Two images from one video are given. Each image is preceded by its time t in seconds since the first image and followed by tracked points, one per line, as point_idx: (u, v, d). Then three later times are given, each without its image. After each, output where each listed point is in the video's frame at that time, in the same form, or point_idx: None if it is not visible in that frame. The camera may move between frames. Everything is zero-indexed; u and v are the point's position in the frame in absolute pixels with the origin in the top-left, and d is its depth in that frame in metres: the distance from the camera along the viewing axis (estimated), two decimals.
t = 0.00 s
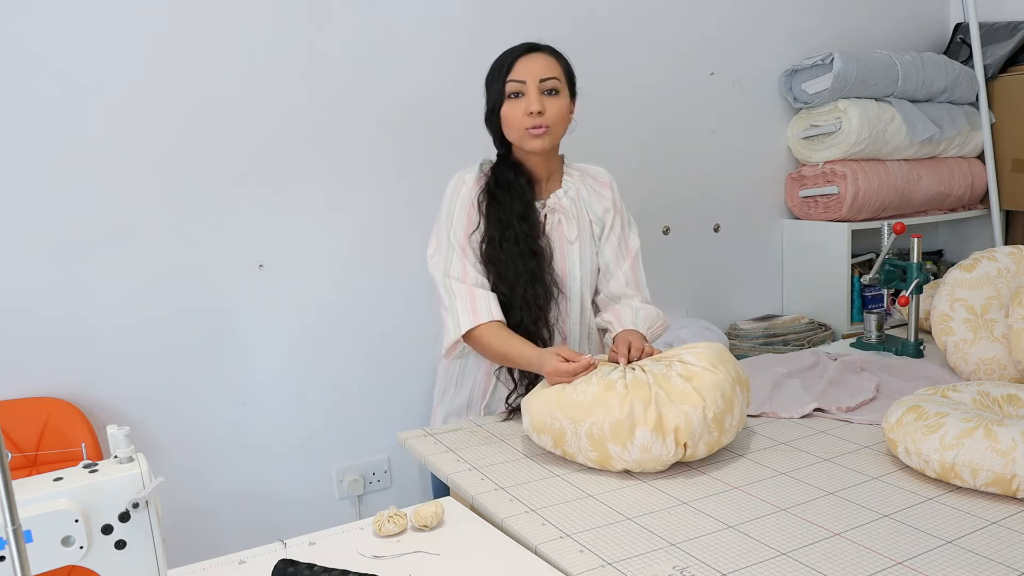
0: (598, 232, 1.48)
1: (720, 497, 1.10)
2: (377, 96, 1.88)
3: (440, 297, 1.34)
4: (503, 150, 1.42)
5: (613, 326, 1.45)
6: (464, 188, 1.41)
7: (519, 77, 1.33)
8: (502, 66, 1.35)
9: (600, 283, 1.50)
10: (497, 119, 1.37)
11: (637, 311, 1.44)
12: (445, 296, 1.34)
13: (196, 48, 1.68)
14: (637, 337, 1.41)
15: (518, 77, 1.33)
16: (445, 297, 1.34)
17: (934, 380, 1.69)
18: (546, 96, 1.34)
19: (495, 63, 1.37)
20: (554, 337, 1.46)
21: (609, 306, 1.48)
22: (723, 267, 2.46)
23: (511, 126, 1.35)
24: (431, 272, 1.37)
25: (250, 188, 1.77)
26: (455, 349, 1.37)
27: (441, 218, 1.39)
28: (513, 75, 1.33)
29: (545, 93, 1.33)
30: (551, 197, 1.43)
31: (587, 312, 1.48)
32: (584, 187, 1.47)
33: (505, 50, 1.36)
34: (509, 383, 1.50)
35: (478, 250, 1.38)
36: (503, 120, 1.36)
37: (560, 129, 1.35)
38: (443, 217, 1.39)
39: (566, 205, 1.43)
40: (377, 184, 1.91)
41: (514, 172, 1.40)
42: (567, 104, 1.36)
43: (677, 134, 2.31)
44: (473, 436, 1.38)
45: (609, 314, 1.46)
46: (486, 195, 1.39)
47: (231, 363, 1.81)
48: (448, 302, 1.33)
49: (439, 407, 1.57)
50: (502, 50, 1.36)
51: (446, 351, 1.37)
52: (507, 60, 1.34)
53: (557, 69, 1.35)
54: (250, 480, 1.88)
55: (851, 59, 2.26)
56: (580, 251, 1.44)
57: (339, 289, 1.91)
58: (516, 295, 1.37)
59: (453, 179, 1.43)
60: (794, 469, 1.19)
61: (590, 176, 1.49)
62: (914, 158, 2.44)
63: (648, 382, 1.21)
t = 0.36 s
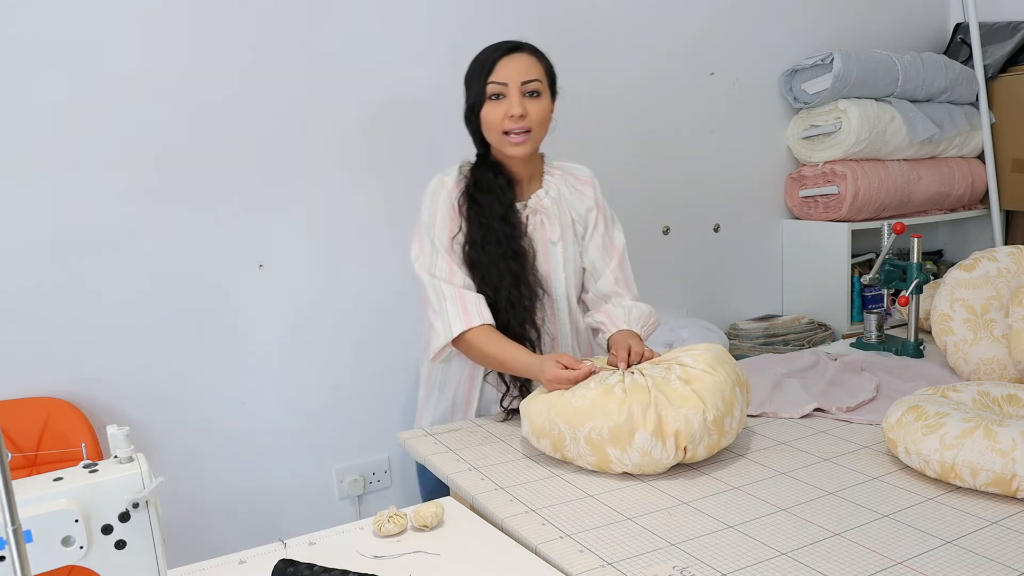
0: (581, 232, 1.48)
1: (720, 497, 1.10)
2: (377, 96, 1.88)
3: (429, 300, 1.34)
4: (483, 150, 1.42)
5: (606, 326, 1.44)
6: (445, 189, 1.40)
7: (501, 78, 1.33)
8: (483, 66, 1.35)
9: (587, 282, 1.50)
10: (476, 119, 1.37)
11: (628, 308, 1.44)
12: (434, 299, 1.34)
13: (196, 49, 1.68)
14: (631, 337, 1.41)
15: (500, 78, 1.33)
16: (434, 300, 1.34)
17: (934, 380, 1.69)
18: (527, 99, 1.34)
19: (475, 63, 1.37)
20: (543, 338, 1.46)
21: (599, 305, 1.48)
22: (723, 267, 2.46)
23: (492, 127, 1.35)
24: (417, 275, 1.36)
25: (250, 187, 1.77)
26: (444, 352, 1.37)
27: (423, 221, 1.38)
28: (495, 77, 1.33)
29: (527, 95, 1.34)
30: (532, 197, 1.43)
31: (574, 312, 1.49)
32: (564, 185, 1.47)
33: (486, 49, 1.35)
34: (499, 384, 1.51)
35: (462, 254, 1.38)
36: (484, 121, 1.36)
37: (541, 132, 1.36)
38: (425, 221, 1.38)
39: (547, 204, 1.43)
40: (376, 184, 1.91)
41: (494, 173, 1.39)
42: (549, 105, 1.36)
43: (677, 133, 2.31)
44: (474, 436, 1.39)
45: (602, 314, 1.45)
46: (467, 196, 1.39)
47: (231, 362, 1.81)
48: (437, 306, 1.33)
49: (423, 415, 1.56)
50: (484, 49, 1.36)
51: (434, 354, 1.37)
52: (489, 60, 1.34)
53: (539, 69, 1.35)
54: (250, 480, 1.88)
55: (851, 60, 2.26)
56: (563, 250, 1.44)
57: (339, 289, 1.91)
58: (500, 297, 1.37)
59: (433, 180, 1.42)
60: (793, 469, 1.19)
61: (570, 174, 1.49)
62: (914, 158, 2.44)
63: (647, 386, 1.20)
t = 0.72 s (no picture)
0: (548, 229, 1.50)
1: (720, 497, 1.10)
2: (377, 96, 1.88)
3: (411, 297, 1.30)
4: (451, 148, 1.41)
5: (591, 324, 1.44)
6: (413, 186, 1.38)
7: (471, 77, 1.33)
8: (454, 64, 1.34)
9: (560, 279, 1.52)
10: (445, 116, 1.37)
11: (608, 303, 1.46)
12: (416, 295, 1.30)
13: (196, 49, 1.68)
14: (618, 333, 1.44)
15: (471, 77, 1.33)
16: (416, 297, 1.30)
17: (934, 380, 1.69)
18: (497, 100, 1.34)
19: (445, 61, 1.36)
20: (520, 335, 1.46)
21: (573, 300, 1.50)
22: (723, 267, 2.46)
23: (463, 125, 1.35)
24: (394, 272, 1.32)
25: (250, 187, 1.78)
26: (425, 351, 1.33)
27: (394, 218, 1.35)
28: (466, 75, 1.33)
29: (498, 94, 1.34)
30: (499, 194, 1.44)
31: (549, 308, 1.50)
32: (528, 183, 1.48)
33: (456, 47, 1.35)
34: (473, 383, 1.50)
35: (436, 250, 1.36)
36: (455, 119, 1.35)
37: (509, 134, 1.37)
38: (396, 220, 1.35)
39: (515, 201, 1.43)
40: (377, 184, 1.91)
41: (463, 170, 1.39)
42: (518, 105, 1.37)
43: (677, 133, 2.31)
44: (474, 437, 1.38)
45: (585, 311, 1.45)
46: (437, 192, 1.37)
47: (231, 362, 1.81)
48: (420, 302, 1.29)
49: (394, 423, 1.52)
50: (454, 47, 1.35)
51: (415, 354, 1.32)
52: (460, 58, 1.33)
53: (510, 68, 1.35)
54: (250, 480, 1.88)
55: (851, 60, 2.26)
56: (533, 247, 1.45)
57: (339, 289, 1.91)
58: (476, 293, 1.36)
59: (399, 179, 1.40)
60: (793, 469, 1.19)
61: (533, 173, 1.51)
62: (914, 158, 2.44)
63: (645, 389, 1.20)
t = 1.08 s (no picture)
0: (520, 229, 1.50)
1: (720, 497, 1.10)
2: (377, 96, 1.88)
3: (397, 300, 1.27)
4: (420, 150, 1.39)
5: (578, 322, 1.47)
6: (387, 189, 1.35)
7: (440, 75, 1.32)
8: (421, 63, 1.33)
9: (537, 278, 1.52)
10: (413, 117, 1.35)
11: (593, 299, 1.48)
12: (401, 296, 1.27)
13: (197, 49, 1.68)
14: (606, 328, 1.45)
15: (440, 75, 1.32)
16: (402, 299, 1.27)
17: (934, 380, 1.69)
18: (467, 96, 1.34)
19: (409, 61, 1.35)
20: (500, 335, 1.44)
21: (553, 297, 1.51)
22: (723, 267, 2.46)
23: (433, 124, 1.33)
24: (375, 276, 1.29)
25: (250, 188, 1.78)
26: (412, 356, 1.29)
27: (369, 222, 1.32)
28: (435, 73, 1.32)
29: (467, 92, 1.34)
30: (471, 197, 1.43)
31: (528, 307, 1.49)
32: (496, 185, 1.48)
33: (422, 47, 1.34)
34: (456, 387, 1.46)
35: (416, 253, 1.33)
36: (425, 119, 1.34)
37: (481, 130, 1.36)
38: (372, 223, 1.32)
39: (486, 203, 1.43)
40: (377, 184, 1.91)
41: (434, 170, 1.36)
42: (488, 102, 1.37)
43: (677, 133, 2.31)
44: (474, 437, 1.38)
45: (570, 309, 1.48)
46: (411, 193, 1.35)
47: (231, 362, 1.81)
48: (407, 304, 1.26)
49: (375, 432, 1.47)
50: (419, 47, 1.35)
51: (403, 358, 1.28)
52: (426, 57, 1.33)
53: (477, 66, 1.36)
54: (250, 480, 1.88)
55: (851, 59, 2.26)
56: (507, 248, 1.44)
57: (339, 289, 1.91)
58: (458, 293, 1.34)
59: (371, 182, 1.37)
60: (793, 469, 1.19)
61: (500, 175, 1.51)
62: (914, 158, 2.44)
63: (643, 388, 1.20)
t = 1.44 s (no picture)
0: (505, 231, 1.50)
1: (720, 497, 1.10)
2: (377, 97, 1.88)
3: (390, 304, 1.26)
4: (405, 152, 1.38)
5: (567, 322, 1.46)
6: (373, 192, 1.34)
7: (428, 78, 1.32)
8: (408, 66, 1.33)
9: (524, 279, 1.53)
10: (399, 118, 1.35)
11: (582, 300, 1.48)
12: (393, 301, 1.26)
13: (197, 49, 1.69)
14: (598, 328, 1.45)
15: (428, 78, 1.32)
16: (394, 302, 1.26)
17: (934, 380, 1.69)
18: (453, 100, 1.34)
19: (396, 64, 1.35)
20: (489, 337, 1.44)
21: (541, 298, 1.51)
22: (723, 267, 2.46)
23: (420, 126, 1.33)
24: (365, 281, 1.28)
25: (251, 187, 1.78)
26: (405, 360, 1.28)
27: (357, 227, 1.31)
28: (423, 76, 1.32)
29: (454, 95, 1.34)
30: (455, 201, 1.43)
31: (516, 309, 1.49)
32: (480, 189, 1.48)
33: (409, 50, 1.34)
34: (444, 388, 1.46)
35: (405, 255, 1.33)
36: (412, 121, 1.33)
37: (466, 134, 1.36)
38: (360, 229, 1.31)
39: (471, 207, 1.43)
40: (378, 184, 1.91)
41: (419, 172, 1.36)
42: (474, 106, 1.37)
43: (677, 133, 2.31)
44: (474, 437, 1.38)
45: (559, 310, 1.48)
46: (398, 195, 1.33)
47: (231, 362, 1.81)
48: (400, 308, 1.26)
49: (363, 437, 1.46)
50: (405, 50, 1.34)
51: (396, 362, 1.27)
52: (414, 60, 1.32)
53: (464, 70, 1.36)
54: (250, 480, 1.88)
55: (851, 60, 2.26)
56: (492, 250, 1.44)
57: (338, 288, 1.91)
58: (448, 294, 1.33)
59: (357, 186, 1.35)
60: (793, 469, 1.19)
61: (482, 178, 1.51)
62: (914, 158, 2.44)
63: (639, 385, 1.21)
